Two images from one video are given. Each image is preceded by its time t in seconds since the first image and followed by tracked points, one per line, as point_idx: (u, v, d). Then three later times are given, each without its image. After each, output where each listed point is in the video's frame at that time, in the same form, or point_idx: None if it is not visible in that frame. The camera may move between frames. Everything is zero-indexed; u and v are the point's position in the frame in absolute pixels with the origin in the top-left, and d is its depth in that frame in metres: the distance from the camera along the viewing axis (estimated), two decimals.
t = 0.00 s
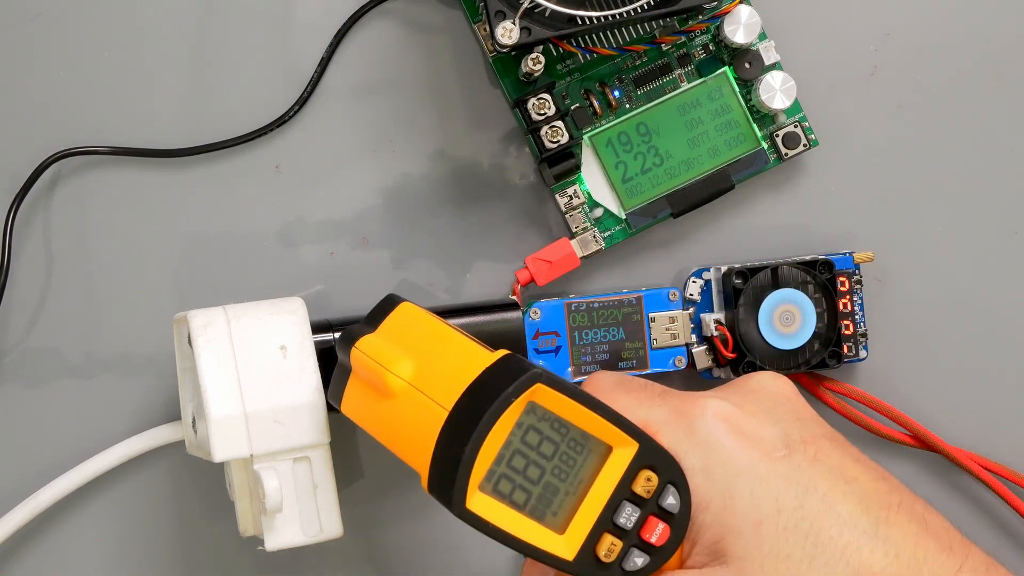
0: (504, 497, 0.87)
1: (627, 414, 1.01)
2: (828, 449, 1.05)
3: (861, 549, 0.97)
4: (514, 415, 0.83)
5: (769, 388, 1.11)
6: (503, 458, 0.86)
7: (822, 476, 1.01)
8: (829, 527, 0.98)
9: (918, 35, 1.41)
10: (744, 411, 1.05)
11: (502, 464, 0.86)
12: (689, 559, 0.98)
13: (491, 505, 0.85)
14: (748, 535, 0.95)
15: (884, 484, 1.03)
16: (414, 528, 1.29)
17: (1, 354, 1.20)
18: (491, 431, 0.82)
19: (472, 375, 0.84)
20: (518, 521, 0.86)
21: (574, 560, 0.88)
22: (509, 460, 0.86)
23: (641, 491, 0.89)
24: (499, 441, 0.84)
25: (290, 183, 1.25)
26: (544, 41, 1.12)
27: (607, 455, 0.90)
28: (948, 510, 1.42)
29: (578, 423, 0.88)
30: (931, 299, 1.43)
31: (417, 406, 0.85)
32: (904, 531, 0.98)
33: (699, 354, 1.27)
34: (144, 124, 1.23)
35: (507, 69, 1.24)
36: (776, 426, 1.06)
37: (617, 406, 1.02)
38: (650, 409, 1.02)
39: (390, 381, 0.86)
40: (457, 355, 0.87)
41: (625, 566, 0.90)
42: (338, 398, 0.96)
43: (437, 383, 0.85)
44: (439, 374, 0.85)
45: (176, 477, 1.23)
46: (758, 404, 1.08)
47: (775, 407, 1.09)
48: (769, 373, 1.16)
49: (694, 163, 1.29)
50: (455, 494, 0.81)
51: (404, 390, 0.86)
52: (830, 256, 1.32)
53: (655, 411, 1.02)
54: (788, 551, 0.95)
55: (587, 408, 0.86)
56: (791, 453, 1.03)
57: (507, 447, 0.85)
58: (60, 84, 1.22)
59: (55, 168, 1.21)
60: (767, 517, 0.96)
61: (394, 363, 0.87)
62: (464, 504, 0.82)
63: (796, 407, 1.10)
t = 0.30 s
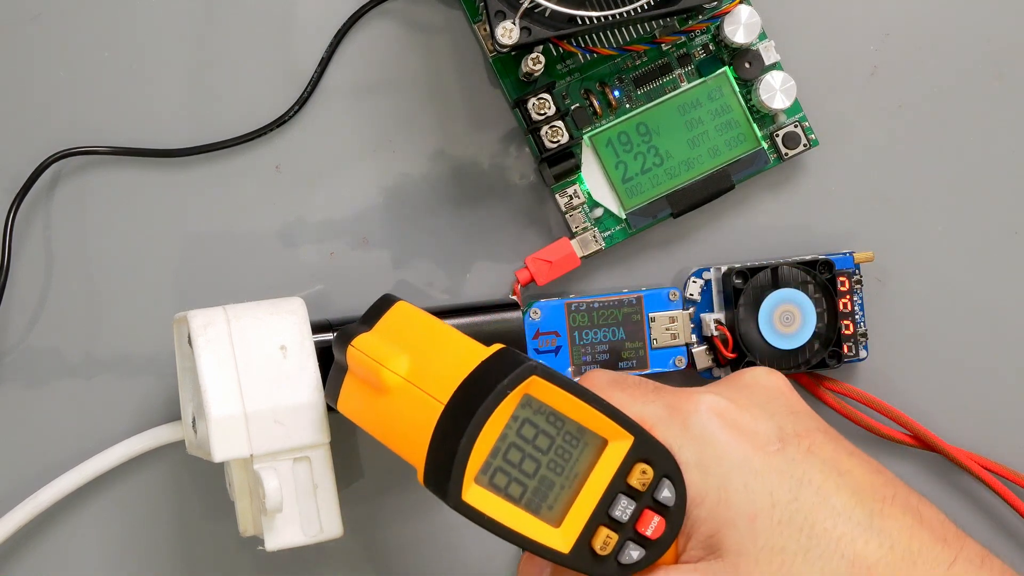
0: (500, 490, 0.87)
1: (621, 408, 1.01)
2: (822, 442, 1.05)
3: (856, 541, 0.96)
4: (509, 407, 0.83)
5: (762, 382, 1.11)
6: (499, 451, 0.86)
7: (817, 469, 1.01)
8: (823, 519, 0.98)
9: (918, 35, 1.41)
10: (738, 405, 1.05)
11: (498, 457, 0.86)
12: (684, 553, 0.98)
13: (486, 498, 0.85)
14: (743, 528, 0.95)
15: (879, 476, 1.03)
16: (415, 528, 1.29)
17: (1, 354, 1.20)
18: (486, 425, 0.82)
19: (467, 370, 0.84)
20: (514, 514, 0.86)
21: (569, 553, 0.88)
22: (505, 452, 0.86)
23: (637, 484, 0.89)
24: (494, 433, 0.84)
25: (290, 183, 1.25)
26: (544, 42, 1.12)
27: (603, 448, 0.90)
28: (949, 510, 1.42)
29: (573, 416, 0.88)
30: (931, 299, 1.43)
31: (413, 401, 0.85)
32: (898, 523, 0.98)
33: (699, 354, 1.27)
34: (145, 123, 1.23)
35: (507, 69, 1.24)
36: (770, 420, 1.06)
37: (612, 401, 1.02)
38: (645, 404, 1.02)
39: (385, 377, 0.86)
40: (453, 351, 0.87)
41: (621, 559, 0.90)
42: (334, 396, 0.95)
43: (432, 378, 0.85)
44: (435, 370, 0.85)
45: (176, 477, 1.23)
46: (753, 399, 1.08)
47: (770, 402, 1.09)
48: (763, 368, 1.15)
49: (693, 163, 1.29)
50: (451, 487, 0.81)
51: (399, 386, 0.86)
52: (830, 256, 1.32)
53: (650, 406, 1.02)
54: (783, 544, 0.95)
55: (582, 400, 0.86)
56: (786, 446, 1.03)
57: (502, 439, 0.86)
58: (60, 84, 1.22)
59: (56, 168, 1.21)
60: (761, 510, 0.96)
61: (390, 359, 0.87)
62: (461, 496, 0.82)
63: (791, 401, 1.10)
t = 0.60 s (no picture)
0: (503, 494, 0.87)
1: (625, 411, 1.00)
2: (827, 443, 1.04)
3: (861, 545, 0.97)
4: (513, 410, 0.84)
5: (766, 383, 1.11)
6: (502, 454, 0.86)
7: (822, 471, 1.01)
8: (828, 523, 0.98)
9: (918, 35, 1.41)
10: (742, 408, 1.05)
11: (501, 460, 0.86)
12: (688, 557, 0.98)
13: (490, 501, 0.85)
14: (747, 532, 0.96)
15: (885, 477, 1.03)
16: (415, 528, 1.29)
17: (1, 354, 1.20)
18: (490, 428, 0.83)
19: (472, 372, 0.85)
20: (517, 517, 0.86)
21: (574, 556, 0.88)
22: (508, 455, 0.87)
23: (640, 488, 0.89)
24: (498, 436, 0.84)
25: (290, 183, 1.25)
26: (544, 42, 1.12)
27: (608, 451, 0.90)
28: (949, 510, 1.42)
29: (577, 419, 0.88)
30: (931, 299, 1.43)
31: (417, 403, 0.85)
32: (904, 525, 0.99)
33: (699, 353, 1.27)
34: (145, 123, 1.23)
35: (507, 69, 1.24)
36: (775, 421, 1.05)
37: (616, 404, 1.01)
38: (649, 406, 1.01)
39: (389, 378, 0.86)
40: (457, 353, 0.87)
41: (625, 563, 0.90)
42: (338, 398, 0.96)
43: (437, 381, 0.85)
44: (439, 372, 0.85)
45: (175, 477, 1.23)
46: (757, 401, 1.08)
47: (773, 403, 1.08)
48: (766, 368, 1.15)
49: (694, 163, 1.28)
50: (454, 490, 0.82)
51: (404, 388, 0.86)
52: (830, 256, 1.32)
53: (654, 408, 1.01)
54: (787, 548, 0.96)
55: (586, 403, 0.86)
56: (790, 448, 1.03)
57: (506, 442, 0.86)
58: (60, 84, 1.22)
59: (56, 168, 1.21)
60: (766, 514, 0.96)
61: (394, 360, 0.86)
62: (463, 499, 0.83)
63: (795, 402, 1.10)
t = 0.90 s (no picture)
0: (501, 505, 0.87)
1: (624, 422, 1.00)
2: (827, 451, 1.05)
3: (862, 554, 0.97)
4: (511, 421, 0.83)
5: (766, 392, 1.10)
6: (501, 466, 0.86)
7: (822, 480, 1.01)
8: (829, 532, 0.98)
9: (918, 35, 1.41)
10: (742, 417, 1.05)
11: (500, 473, 0.86)
12: (688, 566, 0.99)
13: (489, 514, 0.85)
14: (747, 543, 0.96)
15: (886, 486, 1.04)
16: (415, 528, 1.29)
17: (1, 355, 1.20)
18: (488, 440, 0.82)
19: (471, 383, 0.84)
20: (516, 529, 0.87)
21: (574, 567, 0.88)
22: (506, 468, 0.86)
23: (639, 499, 0.89)
24: (496, 447, 0.84)
25: (290, 183, 1.25)
26: (544, 42, 1.12)
27: (606, 463, 0.90)
28: (949, 510, 1.42)
29: (576, 431, 0.88)
30: (931, 298, 1.43)
31: (416, 413, 0.85)
32: (904, 534, 0.99)
33: (699, 354, 1.27)
34: (145, 123, 1.23)
35: (507, 69, 1.25)
36: (774, 430, 1.05)
37: (616, 414, 1.02)
38: (649, 415, 1.02)
39: (389, 388, 0.86)
40: (456, 362, 0.86)
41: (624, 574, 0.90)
42: (339, 407, 0.96)
43: (435, 391, 0.85)
44: (438, 382, 0.85)
45: (175, 478, 1.23)
46: (757, 409, 1.08)
47: (773, 411, 1.08)
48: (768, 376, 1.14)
49: (694, 163, 1.28)
50: (452, 504, 0.82)
51: (402, 398, 0.86)
52: (830, 256, 1.32)
53: (654, 417, 1.02)
54: (788, 558, 0.96)
55: (585, 416, 0.86)
56: (790, 457, 1.03)
57: (503, 455, 0.86)
58: (60, 84, 1.22)
59: (56, 168, 1.21)
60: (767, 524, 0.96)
61: (394, 370, 0.87)
62: (462, 513, 0.83)
63: (795, 410, 1.09)
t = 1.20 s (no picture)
0: (501, 503, 0.87)
1: (625, 420, 1.01)
2: (826, 450, 1.05)
3: (862, 551, 0.97)
4: (512, 418, 0.84)
5: (766, 391, 1.11)
6: (501, 464, 0.86)
7: (821, 478, 1.02)
8: (828, 529, 0.98)
9: (918, 35, 1.41)
10: (742, 416, 1.05)
11: (500, 470, 0.86)
12: (688, 565, 0.98)
13: (489, 511, 0.85)
14: (747, 539, 0.96)
15: (885, 484, 1.04)
16: (415, 528, 1.29)
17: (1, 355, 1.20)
18: (487, 439, 0.82)
19: (470, 383, 0.84)
20: (516, 526, 0.87)
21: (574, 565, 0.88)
22: (507, 466, 0.87)
23: (639, 496, 0.89)
24: (496, 444, 0.84)
25: (290, 183, 1.25)
26: (544, 42, 1.12)
27: (606, 461, 0.90)
28: (949, 510, 1.42)
29: (576, 429, 0.88)
30: (931, 298, 1.43)
31: (415, 413, 0.85)
32: (904, 531, 0.99)
33: (700, 354, 1.27)
34: (145, 123, 1.23)
35: (507, 69, 1.25)
36: (774, 428, 1.06)
37: (616, 412, 1.02)
38: (649, 414, 1.02)
39: (389, 388, 0.86)
40: (456, 361, 0.86)
41: (624, 572, 0.90)
42: (339, 407, 0.96)
43: (435, 389, 0.85)
44: (437, 383, 0.85)
45: (175, 478, 1.23)
46: (757, 407, 1.08)
47: (773, 410, 1.09)
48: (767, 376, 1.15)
49: (694, 163, 1.28)
50: (452, 501, 0.82)
51: (401, 398, 0.86)
52: (830, 256, 1.32)
53: (653, 416, 1.02)
54: (788, 555, 0.96)
55: (585, 413, 0.86)
56: (790, 456, 1.03)
57: (503, 453, 0.86)
58: (60, 84, 1.22)
59: (55, 168, 1.21)
60: (766, 521, 0.96)
61: (393, 369, 0.87)
62: (462, 509, 0.82)
63: (794, 409, 1.10)
